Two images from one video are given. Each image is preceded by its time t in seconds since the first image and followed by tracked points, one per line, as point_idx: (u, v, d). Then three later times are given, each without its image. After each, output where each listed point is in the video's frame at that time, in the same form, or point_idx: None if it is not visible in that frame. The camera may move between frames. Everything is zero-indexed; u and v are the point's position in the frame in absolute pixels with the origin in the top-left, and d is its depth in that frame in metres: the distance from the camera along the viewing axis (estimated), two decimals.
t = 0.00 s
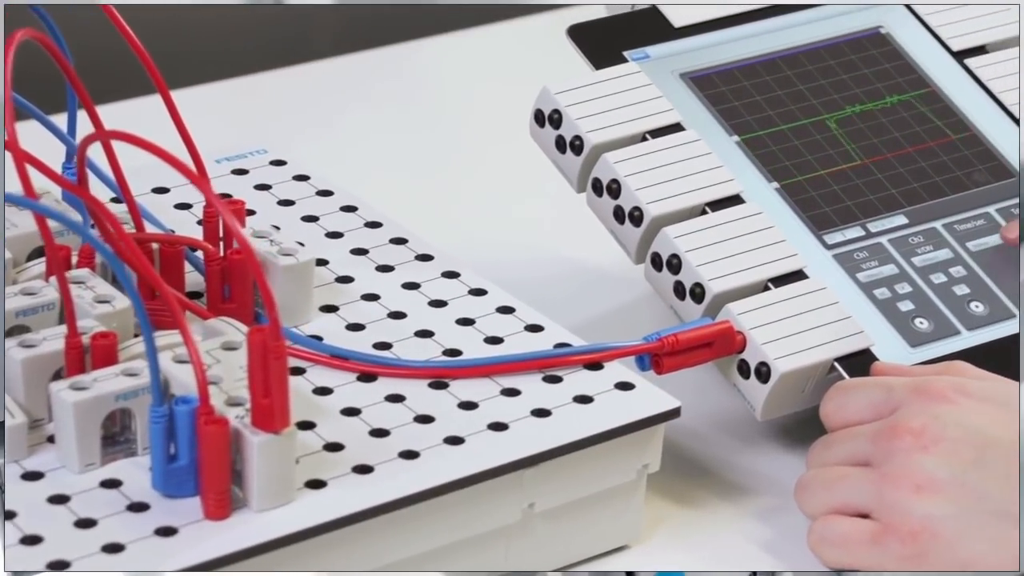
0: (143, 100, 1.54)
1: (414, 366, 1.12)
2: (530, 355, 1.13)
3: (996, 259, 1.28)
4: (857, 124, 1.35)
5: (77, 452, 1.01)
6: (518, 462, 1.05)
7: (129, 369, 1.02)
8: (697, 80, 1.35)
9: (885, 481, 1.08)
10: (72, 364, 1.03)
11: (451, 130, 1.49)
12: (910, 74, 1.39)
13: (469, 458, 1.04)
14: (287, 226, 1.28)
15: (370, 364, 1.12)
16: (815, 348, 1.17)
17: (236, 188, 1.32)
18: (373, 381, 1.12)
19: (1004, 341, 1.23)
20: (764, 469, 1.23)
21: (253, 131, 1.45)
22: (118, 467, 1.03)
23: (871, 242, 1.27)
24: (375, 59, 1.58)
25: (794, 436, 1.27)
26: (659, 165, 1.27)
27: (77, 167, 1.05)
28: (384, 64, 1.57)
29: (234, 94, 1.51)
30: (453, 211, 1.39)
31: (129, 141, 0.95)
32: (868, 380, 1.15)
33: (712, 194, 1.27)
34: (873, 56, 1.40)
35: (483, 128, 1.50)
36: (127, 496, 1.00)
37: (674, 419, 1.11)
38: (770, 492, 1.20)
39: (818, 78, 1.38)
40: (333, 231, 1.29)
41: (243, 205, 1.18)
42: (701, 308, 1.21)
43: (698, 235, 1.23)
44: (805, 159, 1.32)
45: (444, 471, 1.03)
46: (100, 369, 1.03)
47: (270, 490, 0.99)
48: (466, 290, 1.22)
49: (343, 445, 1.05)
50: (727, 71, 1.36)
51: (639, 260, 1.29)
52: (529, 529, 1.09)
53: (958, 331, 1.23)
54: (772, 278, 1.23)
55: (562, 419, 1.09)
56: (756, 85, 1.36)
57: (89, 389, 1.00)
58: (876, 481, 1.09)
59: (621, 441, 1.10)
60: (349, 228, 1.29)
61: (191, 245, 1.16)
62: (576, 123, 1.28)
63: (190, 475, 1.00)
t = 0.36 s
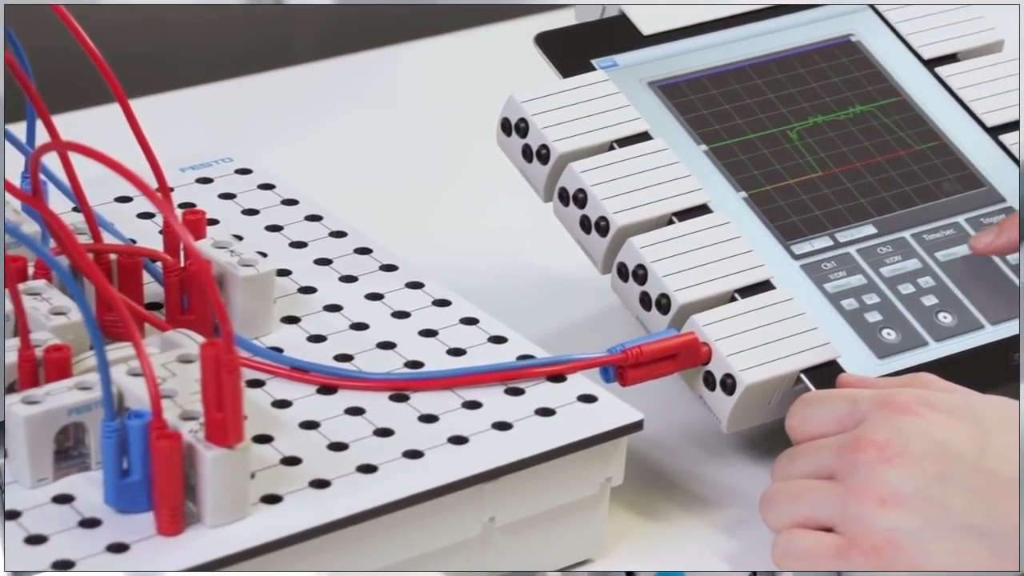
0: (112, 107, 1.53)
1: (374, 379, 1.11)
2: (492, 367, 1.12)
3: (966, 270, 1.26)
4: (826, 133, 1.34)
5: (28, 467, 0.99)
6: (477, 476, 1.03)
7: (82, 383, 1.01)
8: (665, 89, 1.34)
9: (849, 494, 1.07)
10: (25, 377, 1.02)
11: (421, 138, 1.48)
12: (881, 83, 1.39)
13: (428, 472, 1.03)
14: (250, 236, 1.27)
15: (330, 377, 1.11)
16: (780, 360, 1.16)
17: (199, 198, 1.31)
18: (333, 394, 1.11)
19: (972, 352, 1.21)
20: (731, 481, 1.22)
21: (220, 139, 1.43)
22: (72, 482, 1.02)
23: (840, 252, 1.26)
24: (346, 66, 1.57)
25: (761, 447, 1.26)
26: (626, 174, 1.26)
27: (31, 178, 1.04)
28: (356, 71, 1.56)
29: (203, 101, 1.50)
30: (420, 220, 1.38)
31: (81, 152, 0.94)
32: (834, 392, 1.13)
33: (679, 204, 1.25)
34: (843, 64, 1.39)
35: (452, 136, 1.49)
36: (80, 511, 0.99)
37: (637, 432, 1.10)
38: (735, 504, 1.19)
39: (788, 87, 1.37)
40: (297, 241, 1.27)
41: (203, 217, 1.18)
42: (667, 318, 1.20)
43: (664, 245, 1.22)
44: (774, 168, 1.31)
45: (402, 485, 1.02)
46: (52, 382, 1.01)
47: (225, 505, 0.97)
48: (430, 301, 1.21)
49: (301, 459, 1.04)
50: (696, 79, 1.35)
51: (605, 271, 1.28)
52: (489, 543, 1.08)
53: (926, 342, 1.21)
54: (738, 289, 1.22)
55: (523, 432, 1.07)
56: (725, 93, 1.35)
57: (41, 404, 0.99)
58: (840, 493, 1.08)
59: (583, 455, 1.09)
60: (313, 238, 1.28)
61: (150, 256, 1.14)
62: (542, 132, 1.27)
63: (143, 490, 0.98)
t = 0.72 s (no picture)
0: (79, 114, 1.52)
1: (331, 392, 1.09)
2: (451, 380, 1.11)
3: (932, 281, 1.25)
4: (793, 142, 1.33)
5: None
6: (433, 492, 1.02)
7: (33, 398, 1.00)
8: (631, 97, 1.33)
9: (811, 507, 1.06)
10: None
11: (388, 146, 1.47)
12: (849, 91, 1.38)
13: (384, 487, 1.02)
14: (211, 245, 1.25)
15: (287, 390, 1.10)
16: (744, 372, 1.15)
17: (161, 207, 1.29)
18: (290, 407, 1.10)
19: (939, 364, 1.20)
20: (695, 494, 1.21)
21: (185, 146, 1.42)
22: (22, 498, 1.00)
23: (806, 262, 1.25)
24: (315, 74, 1.56)
25: (725, 460, 1.25)
26: (590, 184, 1.25)
27: None
28: (324, 78, 1.55)
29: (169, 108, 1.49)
30: (385, 229, 1.37)
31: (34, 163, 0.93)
32: (799, 405, 1.12)
33: (644, 214, 1.24)
34: (812, 73, 1.38)
35: (420, 143, 1.48)
36: (28, 527, 0.98)
37: (597, 445, 1.09)
38: (699, 517, 1.18)
39: (756, 95, 1.36)
40: (258, 251, 1.26)
41: (160, 228, 1.16)
42: (631, 330, 1.19)
43: (628, 256, 1.21)
44: (740, 178, 1.30)
45: (357, 500, 1.01)
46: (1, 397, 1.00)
47: (176, 521, 0.96)
48: (391, 312, 1.20)
49: (255, 474, 1.03)
50: (663, 87, 1.34)
51: (570, 281, 1.27)
52: (447, 558, 1.07)
53: (892, 353, 1.20)
54: (703, 300, 1.21)
55: (482, 446, 1.06)
56: (692, 102, 1.34)
57: None
58: (802, 507, 1.06)
59: (542, 468, 1.08)
60: (275, 248, 1.27)
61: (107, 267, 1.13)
62: (507, 141, 1.26)
63: (93, 506, 0.97)
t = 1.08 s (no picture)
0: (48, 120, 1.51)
1: (295, 404, 1.08)
2: (417, 391, 1.10)
3: (904, 290, 1.24)
4: (766, 150, 1.32)
5: None
6: (396, 504, 1.01)
7: None
8: (603, 105, 1.32)
9: (779, 521, 1.05)
10: None
11: (360, 154, 1.46)
12: (822, 99, 1.37)
13: (347, 500, 1.01)
14: (177, 254, 1.24)
15: (250, 402, 1.08)
16: (713, 383, 1.14)
17: (128, 217, 1.28)
18: (253, 419, 1.08)
19: (910, 374, 1.19)
20: (665, 505, 1.20)
21: (154, 154, 1.41)
22: None
23: (777, 272, 1.24)
24: (287, 81, 1.55)
25: (696, 470, 1.24)
26: (559, 192, 1.24)
27: None
28: (296, 85, 1.55)
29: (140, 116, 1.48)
30: (356, 238, 1.36)
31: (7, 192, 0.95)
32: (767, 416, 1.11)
33: (614, 223, 1.23)
34: (784, 80, 1.38)
35: (394, 150, 1.47)
36: None
37: (563, 457, 1.08)
38: (668, 528, 1.17)
39: (728, 103, 1.35)
40: (225, 260, 1.25)
41: (124, 237, 1.15)
42: (599, 340, 1.18)
43: (597, 265, 1.20)
44: (712, 187, 1.29)
45: (319, 513, 1.00)
46: None
47: (134, 536, 0.95)
48: (358, 322, 1.19)
49: (216, 487, 1.02)
50: (634, 94, 1.33)
51: (540, 291, 1.26)
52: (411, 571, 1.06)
53: (863, 363, 1.19)
54: (672, 310, 1.20)
55: (446, 458, 1.05)
56: (664, 109, 1.33)
57: None
58: (771, 521, 1.05)
59: (508, 480, 1.07)
60: (242, 256, 1.25)
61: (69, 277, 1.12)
62: (476, 149, 1.25)
63: (49, 519, 0.96)
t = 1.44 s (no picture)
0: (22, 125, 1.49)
1: (264, 413, 1.07)
2: (388, 400, 1.09)
3: (881, 298, 1.24)
4: (743, 157, 1.32)
5: None
6: (366, 515, 1.00)
7: None
8: (579, 111, 1.31)
9: (752, 532, 1.04)
10: None
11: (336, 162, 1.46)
12: (800, 106, 1.36)
13: (316, 510, 1.00)
14: (149, 263, 1.23)
15: (219, 411, 1.07)
16: (687, 392, 1.14)
17: (99, 224, 1.27)
18: (222, 428, 1.07)
19: (886, 382, 1.18)
20: (640, 514, 1.19)
21: (129, 162, 1.40)
22: None
23: (753, 279, 1.23)
24: (263, 88, 1.55)
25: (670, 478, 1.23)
26: (535, 199, 1.23)
27: None
28: (273, 93, 1.54)
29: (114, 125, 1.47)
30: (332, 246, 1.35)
31: None
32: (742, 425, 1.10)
33: (590, 230, 1.23)
34: (763, 86, 1.37)
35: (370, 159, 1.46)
36: None
37: (535, 467, 1.07)
38: (642, 536, 1.16)
39: (705, 109, 1.34)
40: (197, 268, 1.24)
41: (93, 244, 1.14)
42: (574, 348, 1.17)
43: (571, 273, 1.19)
44: (688, 194, 1.28)
45: (287, 524, 0.99)
46: None
47: (98, 548, 0.94)
48: (330, 331, 1.18)
49: (183, 498, 1.01)
50: (611, 101, 1.33)
51: (515, 298, 1.25)
52: None
53: (839, 371, 1.18)
54: (648, 318, 1.19)
55: (417, 467, 1.04)
56: (641, 116, 1.32)
57: None
58: (743, 532, 1.04)
59: (479, 490, 1.06)
60: (215, 264, 1.24)
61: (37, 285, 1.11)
62: (451, 156, 1.24)
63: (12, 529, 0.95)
